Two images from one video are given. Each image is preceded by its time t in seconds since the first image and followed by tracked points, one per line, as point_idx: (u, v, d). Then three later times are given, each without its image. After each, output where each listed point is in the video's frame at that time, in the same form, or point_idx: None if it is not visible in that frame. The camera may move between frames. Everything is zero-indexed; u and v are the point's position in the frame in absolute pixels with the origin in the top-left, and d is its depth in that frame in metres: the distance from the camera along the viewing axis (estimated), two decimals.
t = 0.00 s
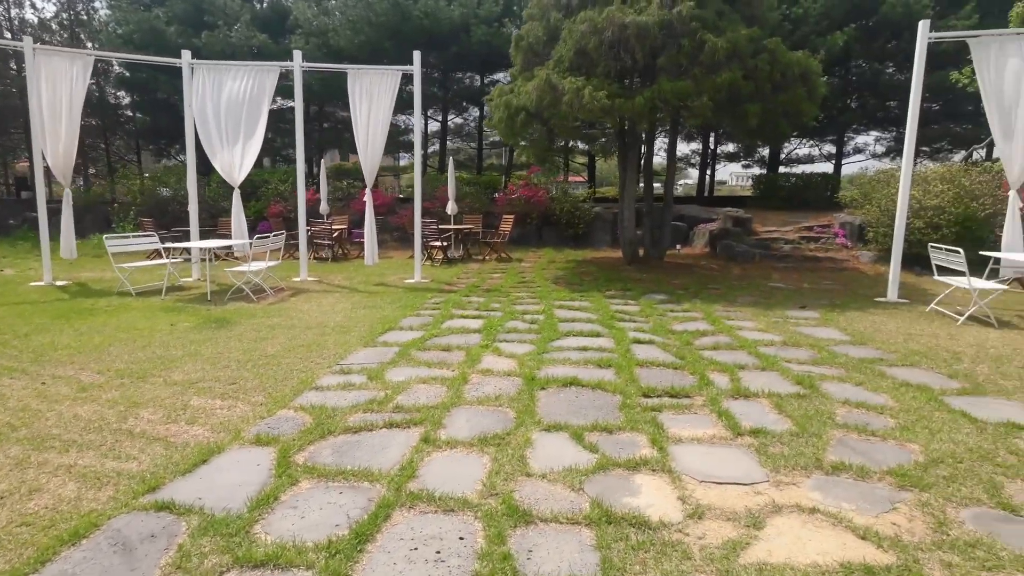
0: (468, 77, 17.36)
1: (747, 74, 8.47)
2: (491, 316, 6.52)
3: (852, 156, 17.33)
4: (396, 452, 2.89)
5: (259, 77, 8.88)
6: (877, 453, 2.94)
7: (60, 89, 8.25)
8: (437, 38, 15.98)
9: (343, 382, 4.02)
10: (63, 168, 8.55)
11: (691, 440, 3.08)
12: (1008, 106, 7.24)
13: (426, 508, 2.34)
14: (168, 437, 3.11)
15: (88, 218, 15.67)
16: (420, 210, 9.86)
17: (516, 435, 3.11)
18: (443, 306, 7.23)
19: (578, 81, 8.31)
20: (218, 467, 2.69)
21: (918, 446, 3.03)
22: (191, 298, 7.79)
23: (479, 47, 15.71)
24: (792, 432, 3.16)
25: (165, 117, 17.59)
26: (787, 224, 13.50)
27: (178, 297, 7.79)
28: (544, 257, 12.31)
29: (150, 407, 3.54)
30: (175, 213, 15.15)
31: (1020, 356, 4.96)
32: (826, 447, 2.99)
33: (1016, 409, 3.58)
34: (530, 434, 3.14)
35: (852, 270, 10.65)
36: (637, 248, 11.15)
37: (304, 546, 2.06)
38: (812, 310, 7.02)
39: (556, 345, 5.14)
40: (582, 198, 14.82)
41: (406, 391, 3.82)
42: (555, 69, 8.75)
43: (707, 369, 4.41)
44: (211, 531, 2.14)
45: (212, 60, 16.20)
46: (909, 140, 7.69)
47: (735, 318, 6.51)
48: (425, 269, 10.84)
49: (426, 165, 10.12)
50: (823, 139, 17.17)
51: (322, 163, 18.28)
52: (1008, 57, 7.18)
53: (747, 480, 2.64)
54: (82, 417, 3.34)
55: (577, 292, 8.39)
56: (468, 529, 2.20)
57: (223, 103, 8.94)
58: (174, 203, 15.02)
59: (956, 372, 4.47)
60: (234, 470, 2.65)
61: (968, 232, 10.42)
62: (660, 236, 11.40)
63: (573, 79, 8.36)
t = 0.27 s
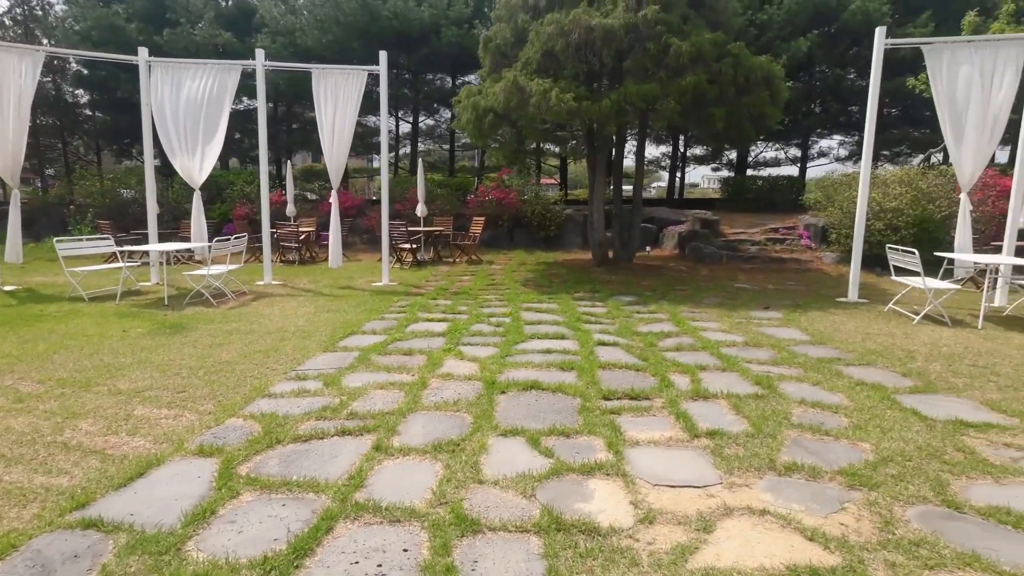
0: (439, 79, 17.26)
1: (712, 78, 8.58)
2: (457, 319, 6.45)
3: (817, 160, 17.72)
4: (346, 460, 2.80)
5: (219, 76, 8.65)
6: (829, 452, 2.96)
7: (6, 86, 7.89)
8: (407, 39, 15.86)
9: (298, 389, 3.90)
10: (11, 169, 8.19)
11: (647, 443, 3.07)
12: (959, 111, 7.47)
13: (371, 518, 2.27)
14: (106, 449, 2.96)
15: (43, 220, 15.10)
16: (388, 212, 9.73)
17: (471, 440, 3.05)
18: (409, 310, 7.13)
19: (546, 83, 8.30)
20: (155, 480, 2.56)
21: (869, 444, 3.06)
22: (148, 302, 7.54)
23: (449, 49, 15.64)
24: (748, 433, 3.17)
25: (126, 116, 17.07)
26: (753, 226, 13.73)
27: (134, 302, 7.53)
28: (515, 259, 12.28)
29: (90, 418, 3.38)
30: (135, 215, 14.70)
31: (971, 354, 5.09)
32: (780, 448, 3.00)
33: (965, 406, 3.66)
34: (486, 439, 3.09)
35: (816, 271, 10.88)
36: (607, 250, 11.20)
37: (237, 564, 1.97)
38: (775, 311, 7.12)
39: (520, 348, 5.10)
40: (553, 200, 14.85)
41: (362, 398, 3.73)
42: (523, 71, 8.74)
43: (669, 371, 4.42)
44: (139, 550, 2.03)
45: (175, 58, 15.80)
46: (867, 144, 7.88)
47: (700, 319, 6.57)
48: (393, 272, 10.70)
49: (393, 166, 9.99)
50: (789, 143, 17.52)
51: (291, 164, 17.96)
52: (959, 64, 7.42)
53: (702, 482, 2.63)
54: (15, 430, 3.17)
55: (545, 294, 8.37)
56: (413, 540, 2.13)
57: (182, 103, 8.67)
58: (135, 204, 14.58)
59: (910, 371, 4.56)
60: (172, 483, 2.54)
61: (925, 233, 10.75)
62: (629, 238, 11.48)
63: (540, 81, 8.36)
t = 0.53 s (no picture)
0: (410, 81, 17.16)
1: (677, 81, 8.67)
2: (421, 323, 6.36)
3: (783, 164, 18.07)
4: (288, 471, 2.70)
5: (177, 75, 8.41)
6: (780, 454, 2.97)
7: None
8: (377, 40, 15.74)
9: (247, 397, 3.77)
10: None
11: (600, 447, 3.03)
12: (915, 118, 7.66)
13: (307, 532, 2.18)
14: (33, 464, 2.81)
15: None
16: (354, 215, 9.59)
17: (422, 448, 2.98)
18: (373, 314, 7.01)
19: (512, 85, 8.28)
20: (83, 495, 2.44)
21: (819, 445, 3.08)
22: (101, 308, 7.27)
23: (420, 50, 15.57)
24: (701, 436, 3.16)
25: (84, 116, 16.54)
26: (721, 228, 13.92)
27: (86, 308, 7.25)
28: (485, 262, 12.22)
29: (20, 431, 3.20)
30: (94, 218, 14.22)
31: (924, 353, 5.20)
32: (732, 450, 3.00)
33: (914, 406, 3.72)
34: (437, 446, 3.02)
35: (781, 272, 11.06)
36: (577, 252, 11.24)
37: None
38: (738, 312, 7.19)
39: (482, 351, 5.03)
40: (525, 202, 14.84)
41: (313, 405, 3.62)
42: (490, 73, 8.70)
43: (629, 374, 4.41)
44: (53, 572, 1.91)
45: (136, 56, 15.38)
46: (827, 148, 8.02)
47: (664, 321, 6.60)
48: (361, 275, 10.55)
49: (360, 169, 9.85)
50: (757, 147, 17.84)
51: (258, 166, 17.61)
52: (915, 72, 7.60)
53: (651, 487, 2.60)
54: None
55: (513, 297, 8.33)
56: (349, 554, 2.05)
57: (138, 102, 8.40)
58: (93, 207, 14.10)
59: (865, 371, 4.63)
60: (99, 499, 2.41)
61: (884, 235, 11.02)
62: (599, 241, 11.53)
63: (506, 83, 8.34)
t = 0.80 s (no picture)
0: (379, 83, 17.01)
1: (641, 86, 8.75)
2: (382, 329, 6.26)
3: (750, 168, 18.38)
4: (223, 486, 2.60)
5: (130, 75, 8.16)
6: (728, 458, 2.97)
7: None
8: (344, 42, 15.60)
9: (190, 408, 3.64)
10: None
11: (550, 455, 2.99)
12: (870, 123, 7.84)
13: (234, 551, 2.10)
14: None
15: None
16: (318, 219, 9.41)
17: (366, 459, 2.90)
18: (334, 319, 6.88)
19: (477, 88, 8.27)
20: None
21: (766, 449, 3.10)
22: (48, 315, 6.98)
23: (388, 52, 15.47)
24: (650, 442, 3.15)
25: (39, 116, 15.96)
26: (689, 232, 14.08)
27: (32, 315, 6.96)
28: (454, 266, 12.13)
29: None
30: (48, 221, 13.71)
31: (876, 354, 5.32)
32: (681, 456, 2.99)
33: (862, 407, 3.78)
34: (382, 457, 2.95)
35: (747, 275, 11.22)
36: (545, 256, 11.23)
37: None
38: (701, 315, 7.25)
39: (441, 358, 4.96)
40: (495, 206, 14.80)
41: (259, 415, 3.51)
42: (455, 75, 8.66)
43: (587, 379, 4.39)
44: None
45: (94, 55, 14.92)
46: (787, 153, 8.17)
47: (627, 325, 6.62)
48: (326, 280, 10.37)
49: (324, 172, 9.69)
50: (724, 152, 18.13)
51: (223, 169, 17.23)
52: (870, 79, 7.79)
53: (596, 495, 2.57)
54: None
55: (478, 301, 8.27)
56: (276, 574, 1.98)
57: (88, 101, 8.11)
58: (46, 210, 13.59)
59: (818, 373, 4.70)
60: (14, 521, 2.28)
61: (845, 238, 11.28)
62: (568, 244, 11.55)
63: (471, 86, 8.30)
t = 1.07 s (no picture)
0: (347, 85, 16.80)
1: (607, 89, 8.78)
2: (343, 334, 6.11)
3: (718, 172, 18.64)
4: (153, 502, 2.47)
5: (80, 72, 7.86)
6: (681, 462, 2.94)
7: None
8: (310, 42, 15.42)
9: (129, 418, 3.47)
10: None
11: (502, 462, 2.92)
12: (829, 127, 7.99)
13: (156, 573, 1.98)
14: None
15: None
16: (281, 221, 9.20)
17: (309, 470, 2.79)
18: (295, 324, 6.71)
19: (442, 89, 8.20)
20: None
21: (720, 451, 3.08)
22: None
23: (356, 53, 15.31)
24: (605, 446, 3.11)
25: None
26: (658, 235, 14.20)
27: None
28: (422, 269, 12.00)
29: None
30: None
31: (834, 354, 5.39)
32: (634, 460, 2.95)
33: (817, 408, 3.81)
34: (327, 467, 2.84)
35: (713, 277, 11.34)
36: (513, 259, 11.18)
37: None
38: (666, 318, 7.28)
39: (400, 363, 4.86)
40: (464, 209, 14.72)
41: (202, 425, 3.37)
42: (420, 77, 8.56)
43: (546, 383, 4.34)
44: None
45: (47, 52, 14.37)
46: (749, 156, 8.29)
47: (592, 328, 6.60)
48: (290, 284, 10.14)
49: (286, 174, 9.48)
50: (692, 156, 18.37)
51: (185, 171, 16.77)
52: (829, 84, 7.95)
53: (545, 503, 2.51)
54: None
55: (444, 305, 8.17)
56: None
57: (34, 99, 7.74)
58: None
59: (776, 373, 4.75)
60: None
61: (807, 240, 11.51)
62: (537, 247, 11.53)
63: (436, 88, 8.22)
